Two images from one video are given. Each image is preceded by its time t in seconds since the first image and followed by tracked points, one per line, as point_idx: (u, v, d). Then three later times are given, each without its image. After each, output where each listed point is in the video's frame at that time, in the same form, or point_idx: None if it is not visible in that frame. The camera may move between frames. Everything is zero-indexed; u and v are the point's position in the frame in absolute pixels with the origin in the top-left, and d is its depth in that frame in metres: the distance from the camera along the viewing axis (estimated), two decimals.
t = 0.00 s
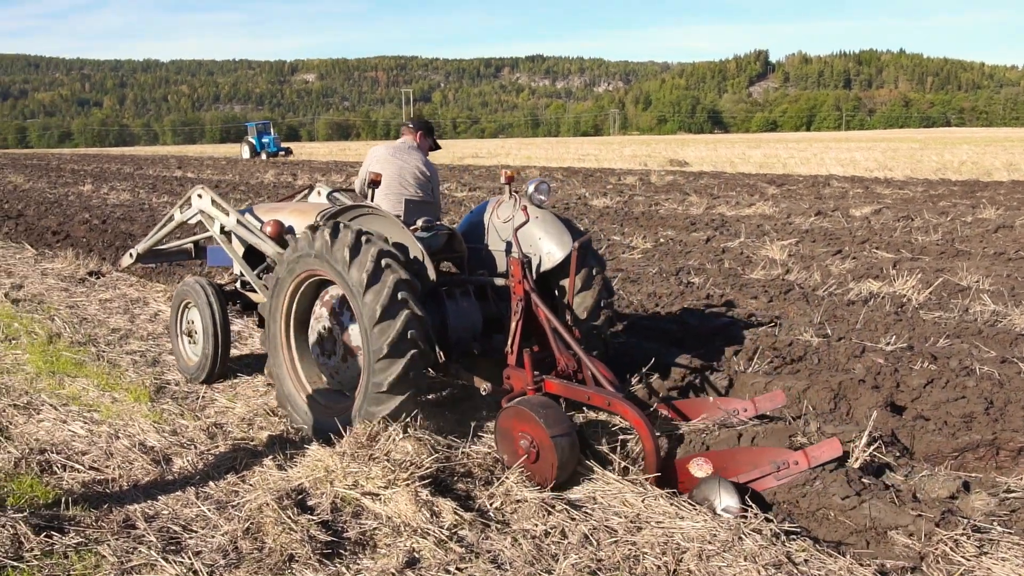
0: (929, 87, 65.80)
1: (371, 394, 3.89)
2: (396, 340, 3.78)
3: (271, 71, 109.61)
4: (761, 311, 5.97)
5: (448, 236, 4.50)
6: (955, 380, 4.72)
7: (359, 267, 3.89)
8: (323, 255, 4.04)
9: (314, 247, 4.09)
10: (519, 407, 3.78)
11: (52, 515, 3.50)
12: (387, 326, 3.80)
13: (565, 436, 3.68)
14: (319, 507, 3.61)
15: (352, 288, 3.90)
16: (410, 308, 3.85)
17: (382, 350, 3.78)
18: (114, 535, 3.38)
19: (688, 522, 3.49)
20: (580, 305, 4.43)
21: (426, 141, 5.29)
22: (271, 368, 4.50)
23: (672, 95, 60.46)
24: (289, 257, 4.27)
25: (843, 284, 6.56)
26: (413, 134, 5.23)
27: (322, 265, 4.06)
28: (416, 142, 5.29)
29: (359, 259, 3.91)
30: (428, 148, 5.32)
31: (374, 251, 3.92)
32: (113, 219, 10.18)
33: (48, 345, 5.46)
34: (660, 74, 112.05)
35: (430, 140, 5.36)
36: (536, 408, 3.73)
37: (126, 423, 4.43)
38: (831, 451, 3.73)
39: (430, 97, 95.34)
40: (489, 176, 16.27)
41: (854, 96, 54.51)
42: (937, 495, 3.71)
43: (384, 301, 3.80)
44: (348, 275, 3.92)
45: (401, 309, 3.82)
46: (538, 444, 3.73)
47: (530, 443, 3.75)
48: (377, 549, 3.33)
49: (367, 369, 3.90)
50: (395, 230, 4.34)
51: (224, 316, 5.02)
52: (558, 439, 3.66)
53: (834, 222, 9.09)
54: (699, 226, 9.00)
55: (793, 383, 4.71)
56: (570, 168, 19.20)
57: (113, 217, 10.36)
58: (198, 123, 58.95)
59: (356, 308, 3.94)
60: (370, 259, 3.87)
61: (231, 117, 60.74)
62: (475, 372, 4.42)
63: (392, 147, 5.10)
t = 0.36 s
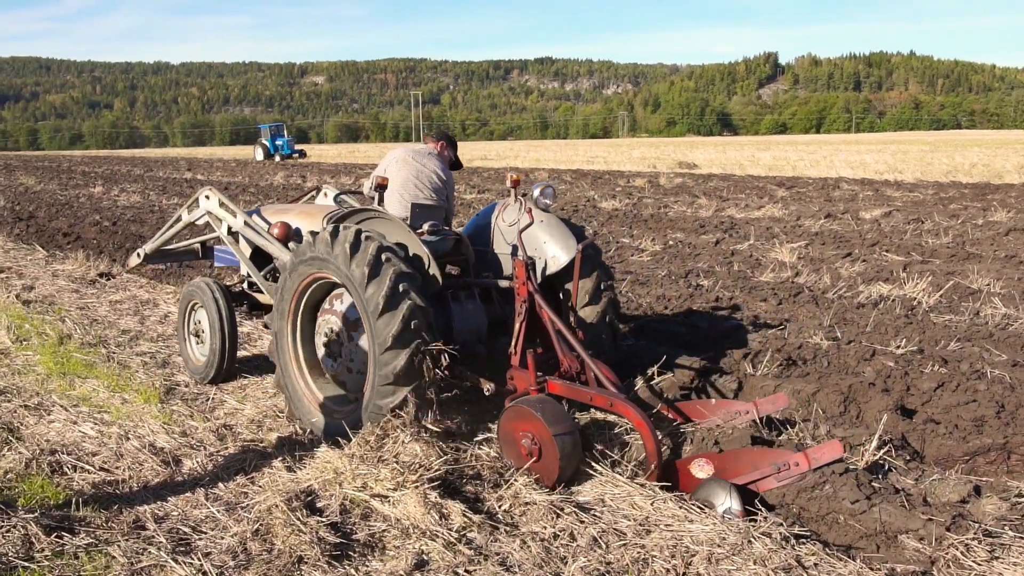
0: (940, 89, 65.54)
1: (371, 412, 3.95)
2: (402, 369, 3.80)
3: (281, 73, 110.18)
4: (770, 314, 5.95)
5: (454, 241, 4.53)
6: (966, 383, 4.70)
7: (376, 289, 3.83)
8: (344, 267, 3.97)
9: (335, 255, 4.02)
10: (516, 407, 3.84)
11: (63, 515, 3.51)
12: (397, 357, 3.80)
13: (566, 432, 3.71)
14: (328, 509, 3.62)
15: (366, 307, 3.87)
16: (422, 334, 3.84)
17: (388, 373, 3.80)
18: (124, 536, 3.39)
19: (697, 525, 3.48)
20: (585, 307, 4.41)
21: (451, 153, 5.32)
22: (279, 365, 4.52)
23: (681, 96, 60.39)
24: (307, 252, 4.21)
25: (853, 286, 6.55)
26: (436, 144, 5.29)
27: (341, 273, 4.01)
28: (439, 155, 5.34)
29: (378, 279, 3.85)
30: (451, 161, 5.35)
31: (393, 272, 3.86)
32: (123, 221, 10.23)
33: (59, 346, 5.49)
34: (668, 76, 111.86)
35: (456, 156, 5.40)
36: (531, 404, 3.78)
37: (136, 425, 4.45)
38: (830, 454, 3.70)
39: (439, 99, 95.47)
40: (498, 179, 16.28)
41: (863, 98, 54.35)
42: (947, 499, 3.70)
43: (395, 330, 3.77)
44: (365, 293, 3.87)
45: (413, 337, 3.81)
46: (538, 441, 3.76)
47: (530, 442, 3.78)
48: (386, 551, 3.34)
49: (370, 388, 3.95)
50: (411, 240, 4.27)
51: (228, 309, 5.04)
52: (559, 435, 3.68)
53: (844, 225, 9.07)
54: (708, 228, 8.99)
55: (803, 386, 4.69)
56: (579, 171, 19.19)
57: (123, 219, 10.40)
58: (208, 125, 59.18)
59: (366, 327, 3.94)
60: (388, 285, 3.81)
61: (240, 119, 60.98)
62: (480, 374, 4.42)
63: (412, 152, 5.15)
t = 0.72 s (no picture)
0: (944, 90, 65.44)
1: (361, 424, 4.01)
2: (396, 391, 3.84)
3: (284, 75, 110.37)
4: (774, 315, 5.95)
5: (454, 240, 4.50)
6: (969, 384, 4.69)
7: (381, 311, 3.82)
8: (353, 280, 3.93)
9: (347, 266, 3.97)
10: (507, 406, 3.88)
11: (67, 515, 3.51)
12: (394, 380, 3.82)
13: (560, 425, 3.72)
14: (332, 509, 3.62)
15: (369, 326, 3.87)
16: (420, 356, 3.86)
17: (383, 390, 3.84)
18: (128, 536, 3.39)
19: (700, 525, 3.47)
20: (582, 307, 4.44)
21: (458, 153, 5.27)
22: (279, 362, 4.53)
23: (683, 97, 60.38)
24: (317, 252, 4.16)
25: (856, 286, 6.54)
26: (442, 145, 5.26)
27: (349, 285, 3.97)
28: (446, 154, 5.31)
29: (384, 298, 3.82)
30: (459, 160, 5.31)
31: (400, 293, 3.84)
32: (127, 221, 10.25)
33: (63, 346, 5.50)
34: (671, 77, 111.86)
35: (465, 154, 5.34)
36: (521, 399, 3.82)
37: (140, 425, 4.45)
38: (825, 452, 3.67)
39: (441, 100, 95.55)
40: (502, 180, 16.29)
41: (866, 98, 54.30)
42: (951, 500, 3.69)
43: (397, 352, 3.78)
44: (370, 309, 3.83)
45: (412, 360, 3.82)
46: (533, 436, 3.78)
47: (525, 437, 3.81)
48: (389, 551, 3.34)
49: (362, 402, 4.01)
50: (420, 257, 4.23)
51: (228, 305, 5.07)
52: (554, 428, 3.70)
53: (847, 225, 9.06)
54: (711, 229, 8.99)
55: (807, 386, 4.68)
56: (583, 171, 19.19)
57: (127, 220, 10.42)
58: (212, 127, 59.28)
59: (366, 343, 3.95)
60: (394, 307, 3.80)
61: (243, 120, 61.10)
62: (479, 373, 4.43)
63: (414, 153, 5.14)
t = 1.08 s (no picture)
0: (946, 92, 65.43)
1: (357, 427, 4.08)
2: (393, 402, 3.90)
3: (286, 76, 110.45)
4: (777, 317, 5.94)
5: (454, 243, 4.51)
6: (972, 387, 4.68)
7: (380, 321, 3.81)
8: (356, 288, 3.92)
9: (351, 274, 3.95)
10: (507, 406, 3.92)
11: (70, 514, 3.51)
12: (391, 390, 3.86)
13: (559, 423, 3.75)
14: (334, 509, 3.62)
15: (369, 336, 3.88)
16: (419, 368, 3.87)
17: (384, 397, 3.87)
18: (131, 535, 3.39)
19: (702, 527, 3.47)
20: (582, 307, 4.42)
21: (457, 153, 5.28)
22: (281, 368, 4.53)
23: (686, 99, 60.31)
24: (326, 254, 4.12)
25: (859, 289, 6.54)
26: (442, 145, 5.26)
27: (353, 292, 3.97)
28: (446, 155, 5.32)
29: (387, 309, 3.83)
30: (458, 161, 5.32)
31: (404, 304, 3.83)
32: (130, 221, 10.26)
33: (66, 345, 5.50)
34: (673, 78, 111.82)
35: (465, 155, 5.35)
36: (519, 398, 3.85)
37: (142, 424, 4.45)
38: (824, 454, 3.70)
39: (443, 101, 95.60)
40: (504, 181, 16.30)
41: (869, 100, 54.30)
42: (954, 502, 3.69)
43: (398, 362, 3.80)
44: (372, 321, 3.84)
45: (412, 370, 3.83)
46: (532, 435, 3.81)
47: (525, 436, 3.83)
48: (391, 552, 3.34)
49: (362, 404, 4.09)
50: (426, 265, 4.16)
51: (229, 304, 5.08)
52: (552, 425, 3.73)
53: (850, 227, 9.06)
54: (714, 230, 8.99)
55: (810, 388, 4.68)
56: (586, 172, 19.19)
57: (130, 219, 10.42)
58: (214, 127, 59.30)
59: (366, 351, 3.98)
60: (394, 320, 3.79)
61: (245, 120, 61.16)
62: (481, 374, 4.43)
63: (415, 155, 5.14)
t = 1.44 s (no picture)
0: (953, 99, 65.34)
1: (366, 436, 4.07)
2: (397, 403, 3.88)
3: (293, 80, 110.82)
4: (783, 324, 5.94)
5: (457, 248, 4.55)
6: (979, 396, 4.67)
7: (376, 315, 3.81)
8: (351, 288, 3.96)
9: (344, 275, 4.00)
10: (501, 414, 3.98)
11: (75, 517, 3.52)
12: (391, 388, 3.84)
13: (558, 426, 3.77)
14: (339, 514, 3.61)
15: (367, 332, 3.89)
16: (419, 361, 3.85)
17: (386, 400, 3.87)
18: (136, 538, 3.40)
19: (708, 535, 3.47)
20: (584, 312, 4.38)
21: (463, 158, 5.26)
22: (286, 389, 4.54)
23: (693, 105, 60.32)
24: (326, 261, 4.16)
25: (865, 296, 6.53)
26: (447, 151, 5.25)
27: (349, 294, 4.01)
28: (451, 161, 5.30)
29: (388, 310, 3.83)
30: (464, 166, 5.30)
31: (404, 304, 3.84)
32: (137, 224, 10.29)
33: (73, 347, 5.51)
34: (679, 84, 111.83)
35: (470, 160, 5.33)
36: (515, 402, 3.89)
37: (148, 427, 4.46)
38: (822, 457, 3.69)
39: (449, 106, 95.74)
40: (510, 186, 16.32)
41: (876, 107, 54.25)
42: (960, 512, 3.68)
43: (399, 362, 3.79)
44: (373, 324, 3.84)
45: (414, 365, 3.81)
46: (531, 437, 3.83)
47: (524, 439, 3.85)
48: (396, 556, 3.34)
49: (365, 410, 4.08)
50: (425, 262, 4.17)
51: (231, 302, 5.09)
52: (547, 418, 3.77)
53: (857, 235, 9.05)
54: (720, 237, 8.99)
55: (816, 396, 4.68)
56: (592, 178, 19.20)
57: (137, 222, 10.45)
58: (221, 130, 59.48)
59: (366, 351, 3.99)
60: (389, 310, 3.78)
61: (252, 124, 61.32)
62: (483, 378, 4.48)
63: (419, 161, 5.14)
